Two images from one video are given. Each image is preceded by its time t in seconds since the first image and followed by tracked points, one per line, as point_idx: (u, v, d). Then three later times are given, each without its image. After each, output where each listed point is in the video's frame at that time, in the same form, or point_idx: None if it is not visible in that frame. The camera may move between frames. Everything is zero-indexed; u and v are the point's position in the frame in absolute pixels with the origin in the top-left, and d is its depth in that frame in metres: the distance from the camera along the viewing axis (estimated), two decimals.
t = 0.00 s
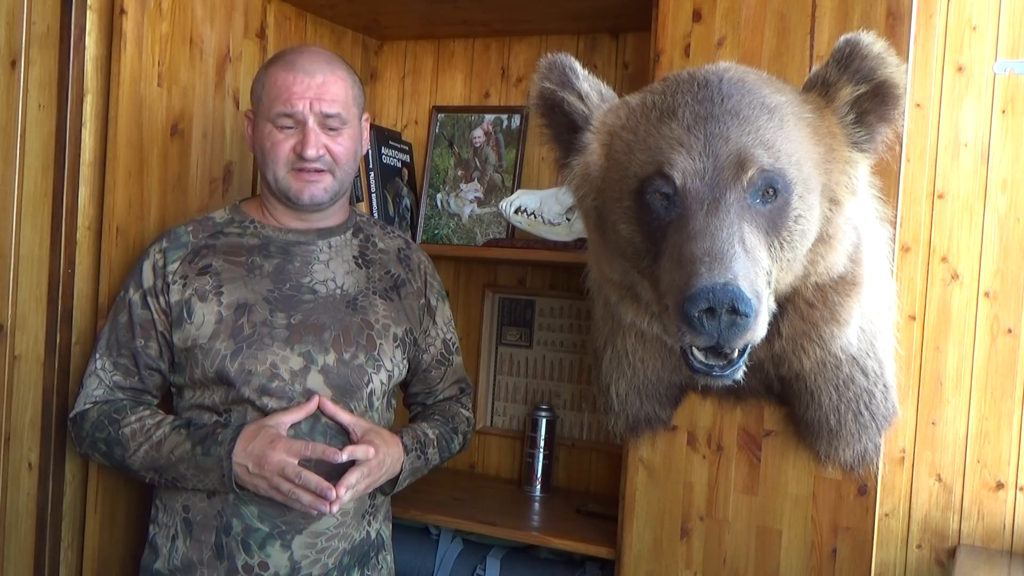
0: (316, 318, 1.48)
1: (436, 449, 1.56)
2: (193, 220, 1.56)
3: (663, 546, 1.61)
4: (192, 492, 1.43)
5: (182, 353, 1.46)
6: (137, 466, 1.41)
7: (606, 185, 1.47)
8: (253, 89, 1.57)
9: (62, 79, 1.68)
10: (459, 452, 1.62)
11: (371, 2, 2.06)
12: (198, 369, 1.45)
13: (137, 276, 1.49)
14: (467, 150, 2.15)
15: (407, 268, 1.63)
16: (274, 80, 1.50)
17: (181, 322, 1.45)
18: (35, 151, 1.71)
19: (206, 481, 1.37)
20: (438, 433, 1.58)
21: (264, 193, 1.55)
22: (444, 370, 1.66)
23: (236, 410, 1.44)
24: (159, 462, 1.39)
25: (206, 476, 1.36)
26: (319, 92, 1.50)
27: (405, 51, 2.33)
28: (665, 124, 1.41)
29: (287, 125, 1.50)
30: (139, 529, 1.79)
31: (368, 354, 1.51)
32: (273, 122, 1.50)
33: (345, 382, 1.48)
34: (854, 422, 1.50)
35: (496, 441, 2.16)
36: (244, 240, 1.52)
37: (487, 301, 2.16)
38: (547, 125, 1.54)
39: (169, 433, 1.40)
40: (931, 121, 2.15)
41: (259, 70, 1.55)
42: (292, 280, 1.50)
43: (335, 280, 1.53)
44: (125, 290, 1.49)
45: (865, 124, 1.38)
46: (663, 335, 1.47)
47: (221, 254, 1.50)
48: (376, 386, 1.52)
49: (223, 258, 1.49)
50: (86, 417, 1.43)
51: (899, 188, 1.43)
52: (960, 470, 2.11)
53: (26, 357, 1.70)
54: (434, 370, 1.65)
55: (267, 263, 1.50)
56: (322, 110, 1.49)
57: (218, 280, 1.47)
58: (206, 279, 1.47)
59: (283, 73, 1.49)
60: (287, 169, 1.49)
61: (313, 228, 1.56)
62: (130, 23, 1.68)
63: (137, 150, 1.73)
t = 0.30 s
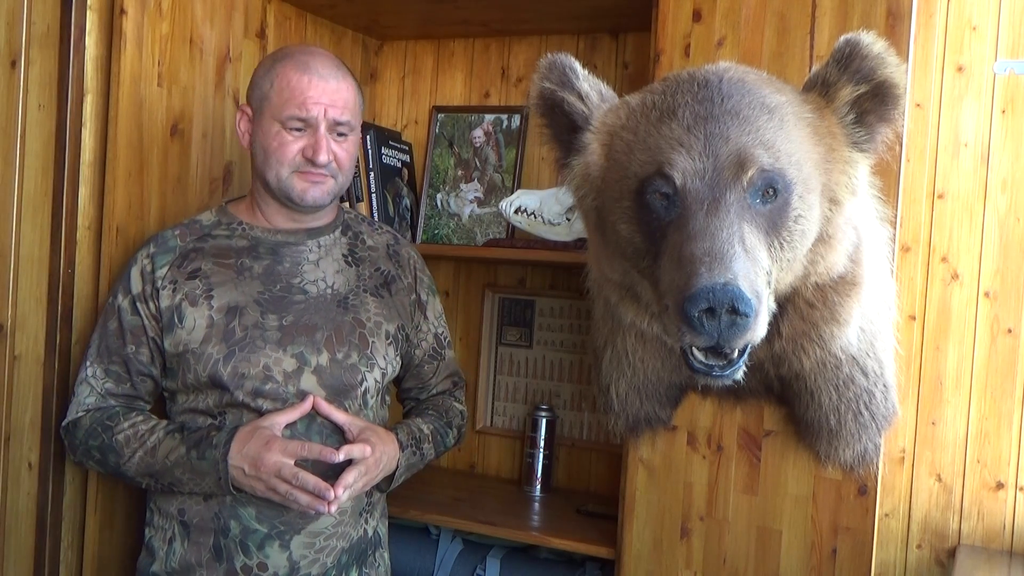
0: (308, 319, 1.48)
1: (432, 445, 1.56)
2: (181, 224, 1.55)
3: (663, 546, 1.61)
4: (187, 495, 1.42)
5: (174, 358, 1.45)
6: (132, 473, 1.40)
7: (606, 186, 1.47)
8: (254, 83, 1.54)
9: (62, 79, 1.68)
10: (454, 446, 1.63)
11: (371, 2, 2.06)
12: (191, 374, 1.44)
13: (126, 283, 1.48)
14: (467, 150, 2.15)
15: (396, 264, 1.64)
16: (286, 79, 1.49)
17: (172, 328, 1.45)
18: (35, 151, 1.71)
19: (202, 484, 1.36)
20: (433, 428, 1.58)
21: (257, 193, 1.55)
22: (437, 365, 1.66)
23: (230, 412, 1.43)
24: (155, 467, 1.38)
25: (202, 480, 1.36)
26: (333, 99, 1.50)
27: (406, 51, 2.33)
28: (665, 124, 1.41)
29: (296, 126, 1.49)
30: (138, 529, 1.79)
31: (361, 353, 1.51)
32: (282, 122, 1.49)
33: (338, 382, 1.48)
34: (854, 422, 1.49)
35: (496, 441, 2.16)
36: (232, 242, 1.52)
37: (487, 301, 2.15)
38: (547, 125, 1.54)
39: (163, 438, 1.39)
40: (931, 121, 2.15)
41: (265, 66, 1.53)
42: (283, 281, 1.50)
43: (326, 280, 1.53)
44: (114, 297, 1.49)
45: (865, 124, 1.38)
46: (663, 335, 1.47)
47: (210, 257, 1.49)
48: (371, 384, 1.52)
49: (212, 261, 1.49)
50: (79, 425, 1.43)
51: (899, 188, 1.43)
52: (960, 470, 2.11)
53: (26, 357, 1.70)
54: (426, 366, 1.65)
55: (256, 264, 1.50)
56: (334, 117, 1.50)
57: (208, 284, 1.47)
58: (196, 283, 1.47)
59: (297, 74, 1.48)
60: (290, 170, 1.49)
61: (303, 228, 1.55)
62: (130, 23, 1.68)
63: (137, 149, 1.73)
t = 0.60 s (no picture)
0: (301, 319, 1.48)
1: (426, 441, 1.57)
2: (166, 228, 1.54)
3: (663, 546, 1.61)
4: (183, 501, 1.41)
5: (165, 364, 1.44)
6: (127, 480, 1.39)
7: (606, 186, 1.47)
8: (249, 83, 1.53)
9: (62, 79, 1.68)
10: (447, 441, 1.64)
11: (371, 2, 2.06)
12: (184, 380, 1.43)
13: (113, 289, 1.47)
14: (467, 150, 2.15)
15: (383, 262, 1.65)
16: (285, 82, 1.48)
17: (163, 333, 1.43)
18: (35, 151, 1.71)
19: (200, 490, 1.36)
20: (427, 424, 1.59)
21: (246, 195, 1.54)
22: (426, 361, 1.67)
23: (225, 416, 1.43)
24: (150, 474, 1.37)
25: (200, 485, 1.35)
26: (333, 105, 1.50)
27: (406, 51, 2.33)
28: (665, 124, 1.41)
29: (293, 130, 1.49)
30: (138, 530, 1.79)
31: (354, 353, 1.51)
32: (280, 126, 1.48)
33: (333, 382, 1.48)
34: (854, 422, 1.49)
35: (496, 441, 2.16)
36: (221, 245, 1.51)
37: (487, 301, 2.15)
38: (547, 125, 1.54)
39: (157, 444, 1.38)
40: (931, 121, 2.15)
41: (261, 67, 1.52)
42: (274, 283, 1.49)
43: (316, 280, 1.53)
44: (100, 305, 1.47)
45: (865, 124, 1.38)
46: (663, 335, 1.47)
47: (199, 261, 1.49)
48: (365, 383, 1.53)
49: (201, 265, 1.48)
50: (70, 435, 1.41)
51: (899, 188, 1.43)
52: (960, 470, 2.11)
53: (26, 357, 1.70)
54: (415, 361, 1.66)
55: (246, 267, 1.49)
56: (333, 123, 1.50)
57: (198, 288, 1.46)
58: (186, 287, 1.46)
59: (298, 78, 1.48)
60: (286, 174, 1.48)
61: (291, 228, 1.55)
62: (130, 22, 1.68)
63: (137, 149, 1.73)
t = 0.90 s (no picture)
0: (288, 323, 1.48)
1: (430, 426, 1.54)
2: (146, 232, 1.51)
3: (663, 546, 1.61)
4: (174, 506, 1.39)
5: (151, 372, 1.42)
6: (116, 481, 1.32)
7: (606, 186, 1.47)
8: (234, 83, 1.52)
9: (62, 79, 1.68)
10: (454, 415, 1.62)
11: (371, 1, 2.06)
12: (171, 387, 1.41)
13: (95, 295, 1.42)
14: (467, 150, 2.15)
15: (364, 261, 1.66)
16: (273, 82, 1.49)
17: (149, 340, 1.41)
18: (35, 151, 1.71)
19: (191, 481, 1.29)
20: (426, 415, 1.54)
21: (230, 197, 1.53)
22: (416, 353, 1.67)
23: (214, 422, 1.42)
24: (140, 469, 1.31)
25: (191, 476, 1.29)
26: (320, 106, 1.51)
27: (406, 52, 2.33)
28: (665, 124, 1.41)
29: (280, 130, 1.49)
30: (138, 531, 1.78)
31: (341, 354, 1.52)
32: (268, 125, 1.48)
33: (321, 384, 1.49)
34: (854, 422, 1.50)
35: (496, 442, 2.16)
36: (205, 249, 1.49)
37: (487, 301, 2.15)
38: (548, 125, 1.54)
39: (146, 438, 1.32)
40: (931, 121, 2.15)
41: (247, 67, 1.52)
42: (260, 287, 1.49)
43: (301, 283, 1.53)
44: (80, 311, 1.42)
45: (865, 124, 1.38)
46: (663, 335, 1.47)
47: (184, 266, 1.47)
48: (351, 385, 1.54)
49: (186, 270, 1.46)
50: (51, 441, 1.33)
51: (899, 188, 1.43)
52: (960, 470, 2.11)
53: (26, 357, 1.70)
54: (404, 357, 1.66)
55: (232, 272, 1.48)
56: (320, 124, 1.51)
57: (185, 294, 1.44)
58: (172, 293, 1.43)
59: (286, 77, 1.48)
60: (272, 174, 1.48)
61: (275, 232, 1.55)
62: (131, 22, 1.69)
63: (137, 149, 1.73)
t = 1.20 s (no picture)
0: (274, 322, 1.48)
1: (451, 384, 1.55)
2: (129, 233, 1.48)
3: (663, 546, 1.61)
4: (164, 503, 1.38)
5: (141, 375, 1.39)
6: (118, 462, 1.24)
7: (606, 186, 1.47)
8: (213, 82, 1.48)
9: (62, 79, 1.68)
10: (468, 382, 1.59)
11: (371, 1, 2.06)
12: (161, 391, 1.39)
13: (83, 294, 1.38)
14: (467, 150, 2.15)
15: (348, 249, 1.64)
16: (249, 82, 1.43)
17: (137, 341, 1.38)
18: (35, 151, 1.72)
19: (195, 435, 1.20)
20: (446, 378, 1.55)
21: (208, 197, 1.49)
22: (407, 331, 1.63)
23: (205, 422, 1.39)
24: (141, 439, 1.22)
25: (193, 428, 1.19)
26: (296, 106, 1.45)
27: (406, 52, 2.33)
28: (665, 124, 1.41)
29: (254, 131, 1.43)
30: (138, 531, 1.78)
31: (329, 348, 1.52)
32: (241, 126, 1.42)
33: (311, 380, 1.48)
34: (854, 422, 1.50)
35: (496, 441, 2.16)
36: (190, 250, 1.47)
37: (487, 302, 2.16)
38: (548, 125, 1.54)
39: (142, 407, 1.24)
40: (931, 121, 2.15)
41: (227, 67, 1.47)
42: (247, 285, 1.47)
43: (287, 279, 1.52)
44: (70, 313, 1.38)
45: (865, 124, 1.38)
46: (663, 335, 1.46)
47: (170, 268, 1.44)
48: (344, 378, 1.53)
49: (171, 272, 1.44)
50: (46, 441, 1.26)
51: (899, 188, 1.43)
52: (960, 470, 2.11)
53: (26, 357, 1.70)
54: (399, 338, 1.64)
55: (217, 272, 1.46)
56: (296, 126, 1.44)
57: (172, 295, 1.42)
58: (159, 295, 1.41)
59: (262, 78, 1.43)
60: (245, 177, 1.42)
61: (259, 232, 1.51)
62: (131, 23, 1.69)
63: (137, 149, 1.73)
